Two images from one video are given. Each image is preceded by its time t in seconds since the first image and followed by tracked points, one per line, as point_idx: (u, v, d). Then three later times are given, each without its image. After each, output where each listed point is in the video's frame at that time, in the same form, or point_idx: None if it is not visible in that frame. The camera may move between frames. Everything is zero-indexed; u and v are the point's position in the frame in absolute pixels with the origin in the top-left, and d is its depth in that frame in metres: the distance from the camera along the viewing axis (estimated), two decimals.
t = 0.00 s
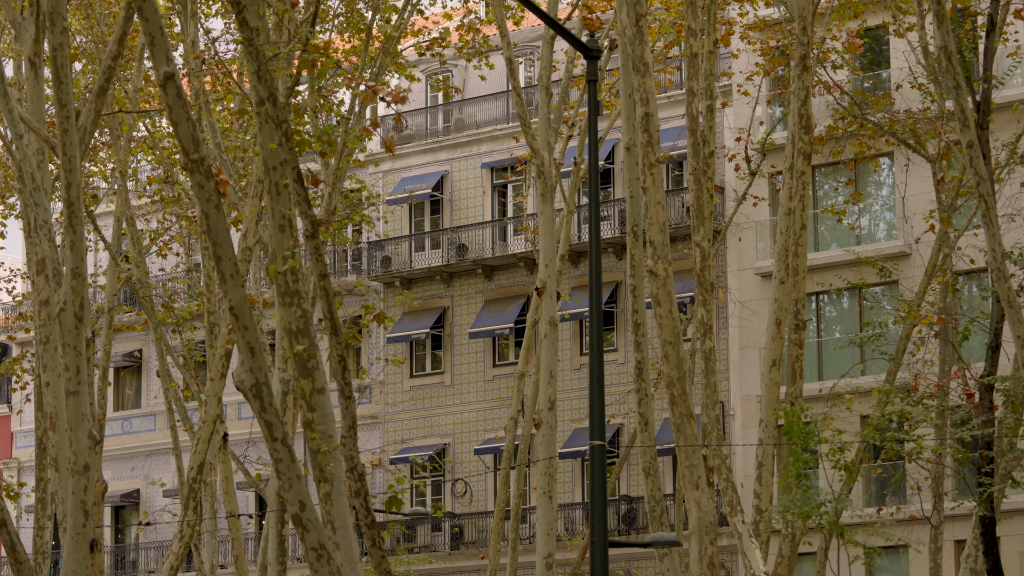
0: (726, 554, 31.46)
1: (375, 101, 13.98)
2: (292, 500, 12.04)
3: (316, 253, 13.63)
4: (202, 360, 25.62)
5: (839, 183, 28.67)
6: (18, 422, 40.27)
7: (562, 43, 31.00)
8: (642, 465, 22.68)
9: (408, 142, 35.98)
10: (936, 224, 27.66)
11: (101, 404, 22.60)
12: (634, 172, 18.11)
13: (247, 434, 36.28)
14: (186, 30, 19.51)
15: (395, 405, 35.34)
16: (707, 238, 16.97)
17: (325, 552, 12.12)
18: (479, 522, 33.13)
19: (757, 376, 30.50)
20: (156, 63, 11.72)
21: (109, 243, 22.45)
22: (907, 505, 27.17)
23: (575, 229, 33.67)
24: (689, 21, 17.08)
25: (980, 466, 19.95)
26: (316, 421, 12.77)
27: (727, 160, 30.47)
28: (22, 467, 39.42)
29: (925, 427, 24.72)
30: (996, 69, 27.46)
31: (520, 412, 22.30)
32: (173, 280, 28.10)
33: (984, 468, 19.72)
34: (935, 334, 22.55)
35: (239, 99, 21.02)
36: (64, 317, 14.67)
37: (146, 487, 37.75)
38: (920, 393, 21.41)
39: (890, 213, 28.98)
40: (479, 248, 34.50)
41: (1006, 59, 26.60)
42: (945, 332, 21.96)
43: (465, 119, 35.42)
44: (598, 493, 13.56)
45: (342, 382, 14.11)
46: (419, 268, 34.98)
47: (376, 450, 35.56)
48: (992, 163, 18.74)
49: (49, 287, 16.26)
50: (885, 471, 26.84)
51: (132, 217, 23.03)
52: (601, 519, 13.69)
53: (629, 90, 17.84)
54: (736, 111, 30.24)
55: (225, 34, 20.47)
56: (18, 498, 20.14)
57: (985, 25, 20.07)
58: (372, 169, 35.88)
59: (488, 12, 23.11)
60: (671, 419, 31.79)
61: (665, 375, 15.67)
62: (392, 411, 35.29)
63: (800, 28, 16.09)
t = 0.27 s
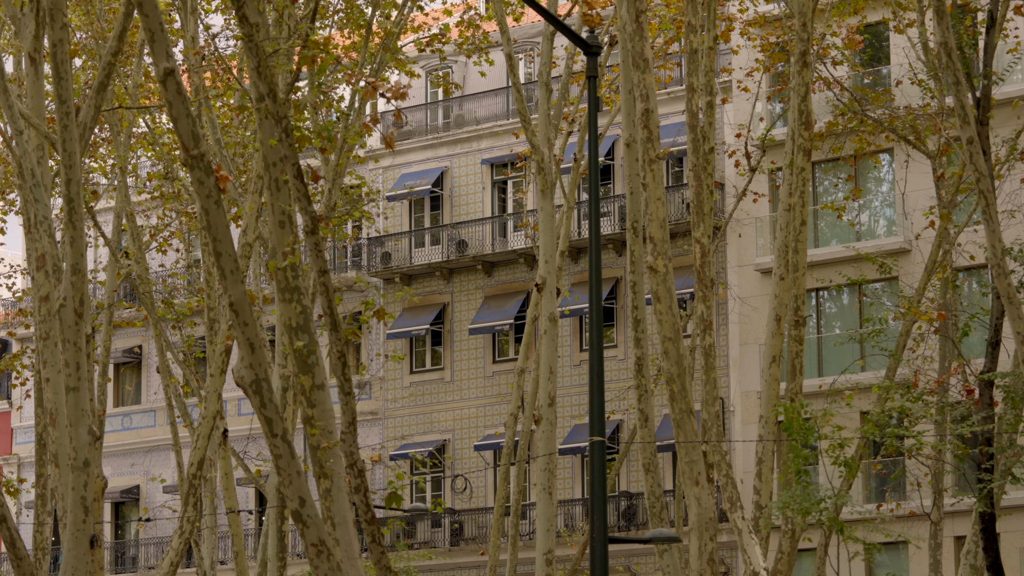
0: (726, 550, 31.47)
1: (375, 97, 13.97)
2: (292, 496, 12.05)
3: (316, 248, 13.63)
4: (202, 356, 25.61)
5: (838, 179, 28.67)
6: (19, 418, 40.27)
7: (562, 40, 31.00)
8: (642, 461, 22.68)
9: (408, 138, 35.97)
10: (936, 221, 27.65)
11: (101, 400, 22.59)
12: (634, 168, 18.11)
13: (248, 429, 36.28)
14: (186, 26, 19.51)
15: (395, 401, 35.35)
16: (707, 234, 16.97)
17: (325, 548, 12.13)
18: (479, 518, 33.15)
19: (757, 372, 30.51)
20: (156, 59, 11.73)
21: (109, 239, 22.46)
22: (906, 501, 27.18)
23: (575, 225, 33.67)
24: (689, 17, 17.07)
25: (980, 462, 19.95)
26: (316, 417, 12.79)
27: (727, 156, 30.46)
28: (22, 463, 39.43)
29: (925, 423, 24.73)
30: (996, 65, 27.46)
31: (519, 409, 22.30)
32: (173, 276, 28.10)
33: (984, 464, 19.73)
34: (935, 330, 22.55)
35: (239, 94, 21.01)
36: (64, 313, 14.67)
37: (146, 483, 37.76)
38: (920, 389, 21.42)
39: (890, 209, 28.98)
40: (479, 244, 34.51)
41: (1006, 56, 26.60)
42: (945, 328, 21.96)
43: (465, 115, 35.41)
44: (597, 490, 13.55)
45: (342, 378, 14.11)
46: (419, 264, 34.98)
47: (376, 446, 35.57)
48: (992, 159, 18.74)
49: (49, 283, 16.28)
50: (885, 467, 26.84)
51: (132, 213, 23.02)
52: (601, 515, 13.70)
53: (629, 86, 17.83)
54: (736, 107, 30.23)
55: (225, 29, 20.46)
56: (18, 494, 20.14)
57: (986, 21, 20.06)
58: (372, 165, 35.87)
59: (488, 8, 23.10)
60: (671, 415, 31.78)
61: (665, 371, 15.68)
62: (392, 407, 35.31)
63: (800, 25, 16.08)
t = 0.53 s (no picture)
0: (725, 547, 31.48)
1: (375, 93, 13.97)
2: (291, 492, 12.05)
3: (316, 245, 13.64)
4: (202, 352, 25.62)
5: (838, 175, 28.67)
6: (19, 414, 40.29)
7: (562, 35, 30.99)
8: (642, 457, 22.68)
9: (408, 134, 35.97)
10: (936, 217, 27.65)
11: (101, 395, 22.59)
12: (633, 165, 18.11)
13: (248, 425, 36.29)
14: (186, 22, 19.50)
15: (395, 397, 35.37)
16: (707, 231, 16.96)
17: (325, 544, 12.14)
18: (479, 514, 33.16)
19: (756, 368, 30.52)
20: (156, 55, 11.74)
21: (109, 235, 22.46)
22: (906, 497, 27.19)
23: (575, 221, 33.66)
24: (688, 13, 17.07)
25: (980, 458, 19.96)
26: (316, 413, 12.79)
27: (727, 153, 30.45)
28: (22, 459, 39.44)
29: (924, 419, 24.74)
30: (996, 62, 27.45)
31: (519, 405, 22.31)
32: (173, 272, 28.10)
33: (984, 461, 19.73)
34: (935, 327, 22.55)
35: (239, 90, 21.01)
36: (63, 310, 14.69)
37: (146, 479, 37.78)
38: (919, 386, 21.42)
39: (890, 205, 28.98)
40: (479, 240, 34.50)
41: (1006, 52, 26.60)
42: (944, 324, 21.95)
43: (465, 111, 35.40)
44: (597, 486, 13.55)
45: (342, 374, 14.12)
46: (418, 260, 34.98)
47: (376, 442, 35.59)
48: (991, 155, 18.73)
49: (50, 279, 16.30)
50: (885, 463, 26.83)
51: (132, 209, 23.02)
52: (601, 511, 13.71)
53: (629, 83, 17.83)
54: (736, 103, 30.23)
55: (225, 26, 20.45)
56: (19, 490, 20.13)
57: (986, 17, 20.05)
58: (372, 161, 35.87)
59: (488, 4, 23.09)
60: (671, 412, 31.78)
61: (664, 367, 15.68)
62: (392, 403, 35.33)
63: (800, 21, 16.07)
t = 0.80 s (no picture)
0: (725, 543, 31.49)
1: (375, 89, 13.96)
2: (291, 488, 12.05)
3: (316, 241, 13.63)
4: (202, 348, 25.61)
5: (838, 171, 28.66)
6: (19, 410, 40.29)
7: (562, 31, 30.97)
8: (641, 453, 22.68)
9: (408, 130, 35.95)
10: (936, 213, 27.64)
11: (101, 391, 22.57)
12: (633, 160, 18.10)
13: (248, 421, 36.28)
14: (186, 18, 19.49)
15: (395, 393, 35.39)
16: (707, 227, 16.95)
17: (325, 539, 12.14)
18: (479, 511, 33.18)
19: (756, 364, 30.52)
20: (156, 50, 11.74)
21: (109, 231, 22.46)
22: (906, 494, 27.20)
23: (575, 217, 33.65)
24: (688, 9, 17.05)
25: (980, 454, 19.96)
26: (316, 409, 12.80)
27: (727, 149, 30.44)
28: (21, 455, 39.45)
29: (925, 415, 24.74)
30: (996, 58, 27.43)
31: (519, 401, 22.32)
32: (173, 268, 28.09)
33: (984, 457, 19.73)
34: (935, 323, 22.55)
35: (239, 86, 20.99)
36: (63, 305, 14.69)
37: (146, 475, 37.79)
38: (919, 382, 21.40)
39: (889, 202, 28.97)
40: (478, 236, 34.50)
41: (1006, 48, 26.59)
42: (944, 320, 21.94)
43: (465, 107, 35.38)
44: (596, 482, 13.55)
45: (342, 370, 14.12)
46: (418, 256, 34.98)
47: (376, 438, 35.60)
48: (992, 152, 18.72)
49: (49, 275, 16.32)
50: (885, 460, 26.82)
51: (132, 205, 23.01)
52: (601, 508, 13.72)
53: (629, 79, 17.82)
54: (736, 99, 30.22)
55: (225, 22, 20.44)
56: (19, 486, 20.12)
57: (986, 13, 20.03)
58: (372, 157, 35.86)
59: None
60: (671, 408, 31.79)
61: (664, 363, 15.68)
62: (392, 399, 35.34)
63: (800, 17, 16.05)
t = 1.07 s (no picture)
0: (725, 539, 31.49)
1: (375, 85, 13.95)
2: (291, 484, 12.07)
3: (316, 236, 13.64)
4: (202, 344, 25.60)
5: (838, 167, 28.66)
6: (19, 406, 40.30)
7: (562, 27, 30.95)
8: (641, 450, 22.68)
9: (408, 126, 35.93)
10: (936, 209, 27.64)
11: (101, 387, 22.56)
12: (633, 156, 18.10)
13: (247, 417, 36.27)
14: (186, 13, 19.49)
15: (395, 389, 35.40)
16: (707, 223, 16.94)
17: (325, 535, 12.15)
18: (479, 507, 33.19)
19: (757, 360, 30.51)
20: (156, 46, 11.73)
21: (109, 227, 22.46)
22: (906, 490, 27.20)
23: (575, 213, 33.64)
24: (688, 5, 17.04)
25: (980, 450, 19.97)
26: (316, 405, 12.80)
27: (727, 145, 30.43)
28: (22, 451, 39.47)
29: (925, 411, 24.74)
30: (996, 53, 27.41)
31: (519, 396, 22.31)
32: (174, 264, 28.09)
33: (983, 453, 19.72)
34: (935, 319, 22.54)
35: (239, 82, 20.98)
36: (63, 301, 14.69)
37: (145, 471, 37.80)
38: (919, 378, 21.38)
39: (889, 198, 28.97)
40: (478, 232, 34.49)
41: (1006, 44, 26.58)
42: (944, 317, 21.94)
43: (465, 103, 35.35)
44: (596, 478, 13.55)
45: (342, 366, 14.11)
46: (418, 252, 34.98)
47: (376, 434, 35.62)
48: (992, 148, 18.71)
49: (49, 271, 16.34)
50: (884, 456, 26.81)
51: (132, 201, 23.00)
52: (601, 504, 13.71)
53: (629, 75, 17.82)
54: (736, 95, 30.21)
55: (225, 18, 20.43)
56: (19, 481, 20.12)
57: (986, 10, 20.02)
58: (372, 153, 35.83)
59: None
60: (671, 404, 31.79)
61: (664, 359, 15.68)
62: (392, 395, 35.35)
63: (800, 13, 16.02)
